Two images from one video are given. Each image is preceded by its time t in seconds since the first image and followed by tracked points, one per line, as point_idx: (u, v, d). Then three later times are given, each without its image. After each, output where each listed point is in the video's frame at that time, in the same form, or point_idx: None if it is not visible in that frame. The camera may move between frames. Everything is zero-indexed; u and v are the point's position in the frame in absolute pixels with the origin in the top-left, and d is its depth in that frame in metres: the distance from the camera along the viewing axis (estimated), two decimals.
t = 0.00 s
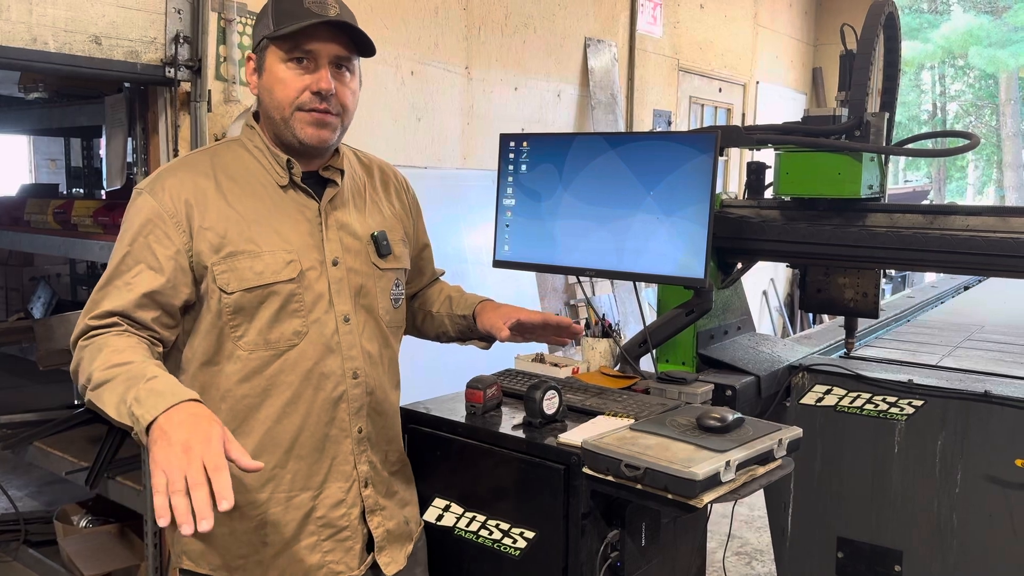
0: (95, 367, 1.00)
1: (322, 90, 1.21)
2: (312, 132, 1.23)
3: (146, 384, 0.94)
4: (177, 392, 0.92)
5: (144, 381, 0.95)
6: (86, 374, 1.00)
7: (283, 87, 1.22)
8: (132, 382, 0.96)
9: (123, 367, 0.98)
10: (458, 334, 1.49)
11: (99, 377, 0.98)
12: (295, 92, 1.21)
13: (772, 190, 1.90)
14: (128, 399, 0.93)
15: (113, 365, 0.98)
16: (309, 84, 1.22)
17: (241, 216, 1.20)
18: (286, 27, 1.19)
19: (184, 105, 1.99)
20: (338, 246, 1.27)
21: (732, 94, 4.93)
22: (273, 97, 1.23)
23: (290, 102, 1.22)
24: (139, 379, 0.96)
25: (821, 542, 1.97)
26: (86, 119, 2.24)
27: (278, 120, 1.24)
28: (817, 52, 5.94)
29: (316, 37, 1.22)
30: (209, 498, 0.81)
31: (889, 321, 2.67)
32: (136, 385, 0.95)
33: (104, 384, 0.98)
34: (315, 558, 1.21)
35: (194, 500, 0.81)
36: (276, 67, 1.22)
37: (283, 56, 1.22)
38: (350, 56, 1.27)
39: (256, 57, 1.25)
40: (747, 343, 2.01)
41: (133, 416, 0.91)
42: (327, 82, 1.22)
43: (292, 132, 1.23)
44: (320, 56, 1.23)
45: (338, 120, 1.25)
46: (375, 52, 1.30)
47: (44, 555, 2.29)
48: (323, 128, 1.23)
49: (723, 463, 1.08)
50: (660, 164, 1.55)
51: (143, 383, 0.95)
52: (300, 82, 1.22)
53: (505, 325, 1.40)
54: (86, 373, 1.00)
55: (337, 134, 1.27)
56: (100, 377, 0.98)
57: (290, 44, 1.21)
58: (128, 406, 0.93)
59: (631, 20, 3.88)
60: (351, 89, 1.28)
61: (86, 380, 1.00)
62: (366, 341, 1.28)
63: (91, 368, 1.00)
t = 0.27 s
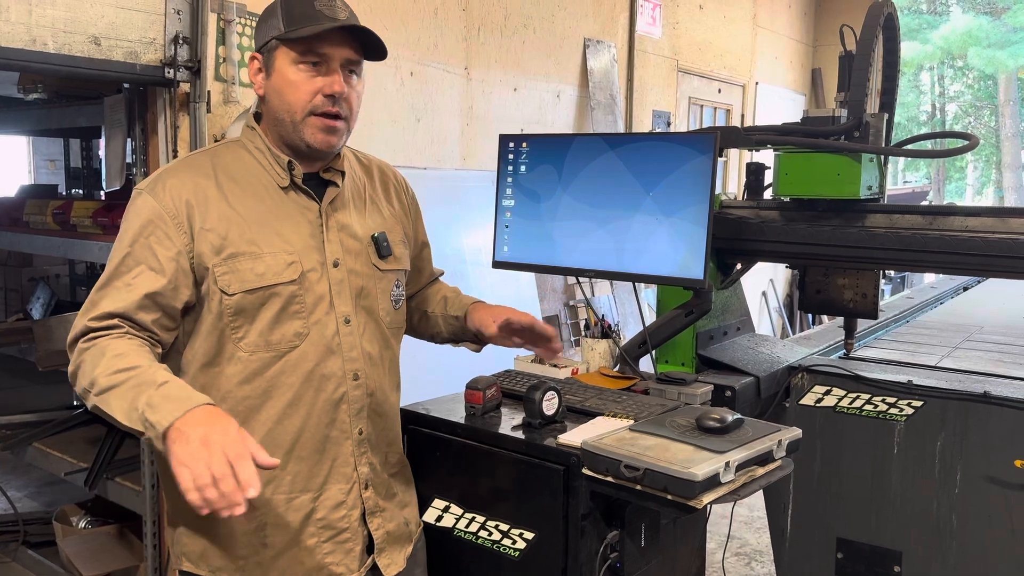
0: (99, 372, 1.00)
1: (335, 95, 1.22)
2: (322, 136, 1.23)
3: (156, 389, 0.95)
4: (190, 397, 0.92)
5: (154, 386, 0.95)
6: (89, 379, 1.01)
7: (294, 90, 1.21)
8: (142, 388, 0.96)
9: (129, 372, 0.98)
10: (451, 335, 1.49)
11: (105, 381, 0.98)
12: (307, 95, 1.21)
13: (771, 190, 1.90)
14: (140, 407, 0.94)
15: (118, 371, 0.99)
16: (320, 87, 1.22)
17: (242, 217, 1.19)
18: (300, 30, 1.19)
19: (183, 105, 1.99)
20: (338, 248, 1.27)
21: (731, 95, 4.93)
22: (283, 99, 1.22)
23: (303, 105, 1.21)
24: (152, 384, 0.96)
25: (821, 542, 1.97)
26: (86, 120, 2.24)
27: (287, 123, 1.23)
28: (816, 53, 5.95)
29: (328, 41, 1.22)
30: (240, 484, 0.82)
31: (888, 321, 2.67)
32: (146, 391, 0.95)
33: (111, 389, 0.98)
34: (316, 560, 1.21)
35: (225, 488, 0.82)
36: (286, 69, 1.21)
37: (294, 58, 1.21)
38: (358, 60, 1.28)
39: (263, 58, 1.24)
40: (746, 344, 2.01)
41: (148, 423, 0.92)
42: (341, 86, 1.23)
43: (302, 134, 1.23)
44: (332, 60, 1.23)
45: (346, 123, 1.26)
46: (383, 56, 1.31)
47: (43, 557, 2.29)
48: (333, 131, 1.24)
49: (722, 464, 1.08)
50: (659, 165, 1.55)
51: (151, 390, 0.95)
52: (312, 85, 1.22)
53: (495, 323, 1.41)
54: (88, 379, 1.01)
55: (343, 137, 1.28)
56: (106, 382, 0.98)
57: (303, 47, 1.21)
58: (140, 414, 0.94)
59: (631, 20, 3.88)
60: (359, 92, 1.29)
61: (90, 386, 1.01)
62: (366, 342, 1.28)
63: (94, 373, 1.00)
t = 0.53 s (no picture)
0: (142, 368, 1.01)
1: (363, 107, 1.24)
2: (347, 146, 1.25)
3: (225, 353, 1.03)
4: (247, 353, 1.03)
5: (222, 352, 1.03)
6: (139, 368, 1.01)
7: (324, 100, 1.21)
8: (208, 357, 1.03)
9: (182, 354, 1.02)
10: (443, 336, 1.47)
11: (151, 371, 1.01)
12: (336, 106, 1.22)
13: (770, 192, 1.90)
14: (213, 372, 1.01)
15: (171, 354, 1.02)
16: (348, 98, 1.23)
17: (243, 218, 1.19)
18: (332, 43, 1.20)
19: (182, 106, 1.98)
20: (337, 249, 1.27)
21: (730, 95, 4.94)
22: (310, 108, 1.21)
23: (332, 115, 1.22)
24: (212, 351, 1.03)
25: (820, 543, 1.97)
26: (85, 121, 2.23)
27: (312, 132, 1.23)
28: (815, 54, 5.95)
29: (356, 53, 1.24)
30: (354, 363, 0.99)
31: (887, 322, 2.67)
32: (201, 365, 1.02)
33: (168, 373, 1.01)
34: (318, 561, 1.21)
35: (344, 374, 0.98)
36: (312, 78, 1.20)
37: (322, 68, 1.21)
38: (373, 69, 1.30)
39: (282, 65, 1.22)
40: (745, 345, 2.01)
41: (229, 383, 1.02)
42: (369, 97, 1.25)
43: (329, 144, 1.24)
44: (357, 70, 1.24)
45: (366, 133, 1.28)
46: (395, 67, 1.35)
47: (43, 558, 2.28)
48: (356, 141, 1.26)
49: (721, 464, 1.08)
50: (658, 166, 1.55)
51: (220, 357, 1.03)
52: (339, 95, 1.22)
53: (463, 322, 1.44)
54: (139, 366, 1.01)
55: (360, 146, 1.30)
56: (161, 368, 1.01)
57: (334, 58, 1.21)
58: (217, 378, 1.01)
59: (630, 21, 3.88)
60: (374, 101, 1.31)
61: (140, 375, 1.01)
62: (367, 343, 1.29)
63: (144, 361, 1.01)
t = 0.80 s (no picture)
0: (234, 361, 1.02)
1: (354, 98, 1.22)
2: (339, 137, 1.24)
3: (319, 346, 1.07)
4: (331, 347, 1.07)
5: (315, 344, 1.06)
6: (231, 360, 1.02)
7: (315, 90, 1.21)
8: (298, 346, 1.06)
9: (261, 345, 1.04)
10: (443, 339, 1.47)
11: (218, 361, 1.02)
12: (328, 96, 1.21)
13: (767, 194, 1.91)
14: (309, 364, 1.05)
15: (257, 345, 1.04)
16: (341, 90, 1.22)
17: (262, 208, 1.19)
18: (324, 33, 1.19)
19: (182, 107, 2.01)
20: (344, 248, 1.28)
21: (729, 97, 4.94)
22: (303, 99, 1.21)
23: (323, 106, 1.21)
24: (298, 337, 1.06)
25: (819, 544, 1.97)
26: (84, 123, 2.23)
27: (305, 123, 1.23)
28: (814, 56, 5.96)
29: (352, 45, 1.22)
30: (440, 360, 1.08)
31: (886, 323, 2.67)
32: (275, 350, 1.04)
33: (263, 365, 1.03)
34: (303, 557, 1.21)
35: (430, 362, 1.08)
36: (306, 69, 1.20)
37: (315, 59, 1.20)
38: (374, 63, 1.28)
39: (279, 58, 1.23)
40: (745, 346, 2.02)
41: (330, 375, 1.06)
42: (363, 89, 1.23)
43: (320, 135, 1.23)
44: (354, 63, 1.23)
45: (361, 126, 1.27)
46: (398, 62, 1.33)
47: (41, 559, 2.28)
48: (349, 134, 1.24)
49: (720, 465, 1.09)
50: (658, 167, 1.55)
51: (313, 350, 1.06)
52: (332, 86, 1.21)
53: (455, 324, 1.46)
54: (231, 362, 1.02)
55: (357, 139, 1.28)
56: (258, 361, 1.03)
57: (327, 49, 1.21)
58: (320, 370, 1.05)
59: (629, 23, 3.89)
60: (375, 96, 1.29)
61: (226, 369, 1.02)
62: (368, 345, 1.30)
63: (232, 354, 1.02)
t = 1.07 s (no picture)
0: (144, 401, 1.04)
1: (351, 102, 1.21)
2: (338, 141, 1.23)
3: (209, 412, 1.06)
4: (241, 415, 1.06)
5: (206, 410, 1.06)
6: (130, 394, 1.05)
7: (313, 95, 1.20)
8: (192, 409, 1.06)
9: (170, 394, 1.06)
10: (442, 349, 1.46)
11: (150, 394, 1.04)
12: (326, 100, 1.20)
13: (766, 194, 1.91)
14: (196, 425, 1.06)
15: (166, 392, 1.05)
16: (339, 93, 1.21)
17: (249, 220, 1.19)
18: (322, 37, 1.18)
19: (181, 109, 2.01)
20: (343, 255, 1.27)
21: (729, 98, 4.94)
22: (301, 103, 1.21)
23: (319, 109, 1.20)
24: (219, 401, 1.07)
25: (818, 546, 1.97)
26: (83, 124, 2.23)
27: (303, 128, 1.22)
28: (813, 56, 5.97)
29: (348, 49, 1.22)
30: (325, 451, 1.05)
31: (886, 324, 2.67)
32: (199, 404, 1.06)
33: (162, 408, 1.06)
34: (308, 568, 1.21)
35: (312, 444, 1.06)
36: (304, 73, 1.20)
37: (313, 63, 1.20)
38: (373, 67, 1.27)
39: (279, 63, 1.22)
40: (744, 348, 2.02)
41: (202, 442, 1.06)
42: (360, 94, 1.23)
43: (319, 138, 1.22)
44: (352, 67, 1.23)
45: (362, 129, 1.26)
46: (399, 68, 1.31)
47: (40, 560, 2.28)
48: (348, 137, 1.24)
49: (718, 466, 1.09)
50: (656, 169, 1.56)
51: (205, 413, 1.06)
52: (330, 90, 1.21)
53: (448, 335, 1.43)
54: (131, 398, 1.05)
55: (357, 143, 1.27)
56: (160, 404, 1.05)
57: (325, 54, 1.20)
58: (197, 437, 1.06)
59: (628, 24, 3.89)
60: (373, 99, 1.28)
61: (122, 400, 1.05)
62: (367, 351, 1.29)
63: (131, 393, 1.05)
